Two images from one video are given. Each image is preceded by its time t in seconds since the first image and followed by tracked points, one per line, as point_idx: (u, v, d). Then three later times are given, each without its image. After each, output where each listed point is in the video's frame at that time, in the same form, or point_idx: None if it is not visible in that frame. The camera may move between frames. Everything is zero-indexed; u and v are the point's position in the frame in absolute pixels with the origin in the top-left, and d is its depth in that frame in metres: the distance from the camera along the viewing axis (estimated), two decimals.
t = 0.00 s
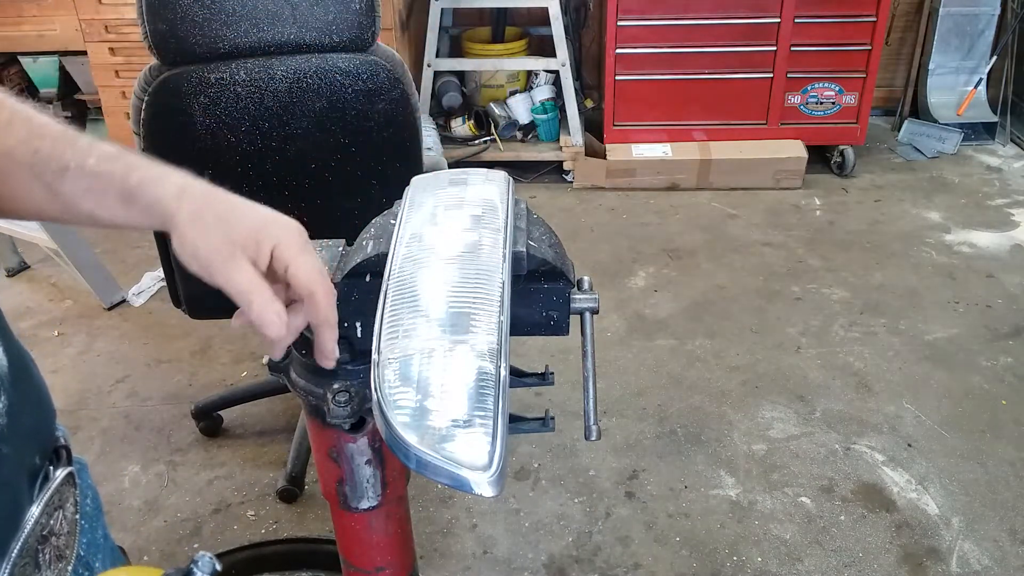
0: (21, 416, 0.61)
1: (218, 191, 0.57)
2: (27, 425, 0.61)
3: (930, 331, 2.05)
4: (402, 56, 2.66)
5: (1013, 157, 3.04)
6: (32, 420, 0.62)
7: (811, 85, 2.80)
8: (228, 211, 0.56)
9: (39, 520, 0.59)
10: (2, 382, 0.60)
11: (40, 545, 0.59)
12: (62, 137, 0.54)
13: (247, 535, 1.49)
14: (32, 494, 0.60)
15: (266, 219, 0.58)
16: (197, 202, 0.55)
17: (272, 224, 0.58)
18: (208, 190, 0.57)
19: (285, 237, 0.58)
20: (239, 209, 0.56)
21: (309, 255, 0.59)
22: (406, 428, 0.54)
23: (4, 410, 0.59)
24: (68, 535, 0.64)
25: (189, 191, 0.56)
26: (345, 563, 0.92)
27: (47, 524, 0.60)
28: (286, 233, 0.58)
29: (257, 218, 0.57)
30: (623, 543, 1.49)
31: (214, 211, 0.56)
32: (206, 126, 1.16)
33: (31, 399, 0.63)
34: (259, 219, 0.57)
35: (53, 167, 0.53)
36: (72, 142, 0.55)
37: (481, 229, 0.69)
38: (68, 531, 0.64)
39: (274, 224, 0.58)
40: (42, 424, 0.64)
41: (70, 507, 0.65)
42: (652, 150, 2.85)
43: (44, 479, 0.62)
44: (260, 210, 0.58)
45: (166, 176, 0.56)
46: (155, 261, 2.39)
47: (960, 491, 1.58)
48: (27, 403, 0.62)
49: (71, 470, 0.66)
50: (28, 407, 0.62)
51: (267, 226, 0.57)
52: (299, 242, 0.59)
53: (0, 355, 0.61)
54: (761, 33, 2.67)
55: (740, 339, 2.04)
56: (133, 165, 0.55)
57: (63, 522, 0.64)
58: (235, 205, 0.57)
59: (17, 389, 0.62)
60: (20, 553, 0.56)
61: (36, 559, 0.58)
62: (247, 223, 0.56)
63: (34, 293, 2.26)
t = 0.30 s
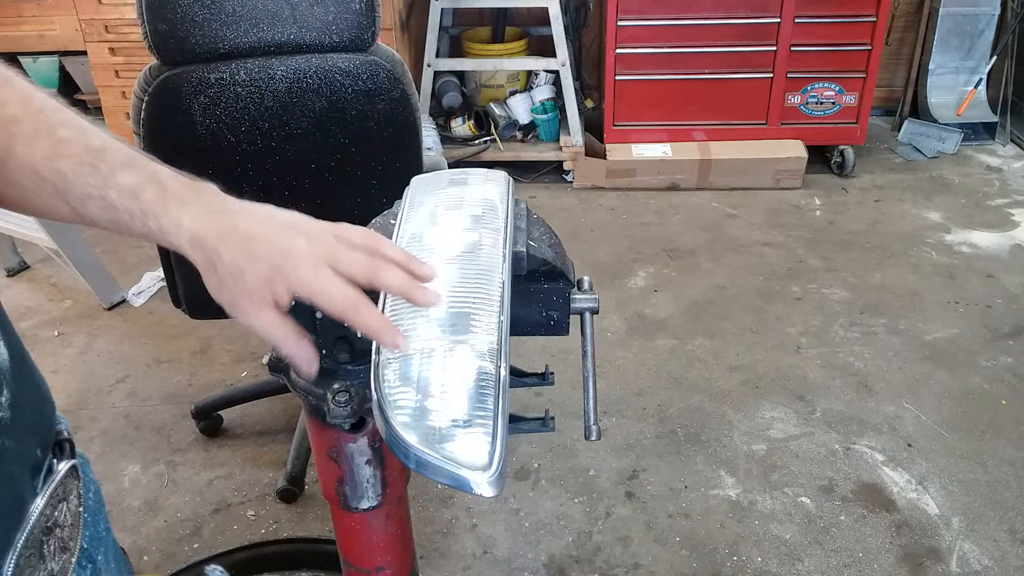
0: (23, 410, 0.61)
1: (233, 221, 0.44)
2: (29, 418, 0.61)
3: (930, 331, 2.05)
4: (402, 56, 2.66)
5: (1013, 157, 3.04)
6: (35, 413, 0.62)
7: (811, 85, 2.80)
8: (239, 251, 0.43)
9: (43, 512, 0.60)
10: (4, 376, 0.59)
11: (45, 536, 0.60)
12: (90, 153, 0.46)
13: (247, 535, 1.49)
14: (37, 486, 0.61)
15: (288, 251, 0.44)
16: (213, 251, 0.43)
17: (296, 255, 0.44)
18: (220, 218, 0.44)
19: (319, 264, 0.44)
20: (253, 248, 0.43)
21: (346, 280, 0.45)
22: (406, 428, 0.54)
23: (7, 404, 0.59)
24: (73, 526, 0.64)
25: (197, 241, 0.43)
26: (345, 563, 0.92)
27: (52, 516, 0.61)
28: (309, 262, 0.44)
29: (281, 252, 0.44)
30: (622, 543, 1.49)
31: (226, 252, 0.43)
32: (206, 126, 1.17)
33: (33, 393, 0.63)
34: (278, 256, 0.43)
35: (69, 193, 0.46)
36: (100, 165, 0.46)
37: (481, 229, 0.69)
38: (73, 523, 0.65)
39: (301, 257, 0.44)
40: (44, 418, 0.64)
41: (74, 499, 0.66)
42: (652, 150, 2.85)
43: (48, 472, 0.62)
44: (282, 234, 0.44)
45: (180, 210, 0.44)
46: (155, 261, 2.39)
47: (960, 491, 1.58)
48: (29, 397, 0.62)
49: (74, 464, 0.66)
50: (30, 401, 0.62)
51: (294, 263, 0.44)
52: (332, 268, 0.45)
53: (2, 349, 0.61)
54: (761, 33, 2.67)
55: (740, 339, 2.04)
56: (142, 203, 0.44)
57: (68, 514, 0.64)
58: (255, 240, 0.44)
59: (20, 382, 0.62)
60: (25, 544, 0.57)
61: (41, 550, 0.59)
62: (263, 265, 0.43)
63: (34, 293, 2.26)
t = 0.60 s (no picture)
0: (27, 411, 0.60)
1: (211, 344, 0.51)
2: (33, 419, 0.61)
3: (930, 331, 2.05)
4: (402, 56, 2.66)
5: (1013, 157, 3.04)
6: (38, 415, 0.62)
7: (811, 85, 2.80)
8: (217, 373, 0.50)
9: (49, 514, 0.60)
10: (7, 378, 0.59)
11: (51, 537, 0.60)
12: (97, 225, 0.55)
13: (247, 535, 1.49)
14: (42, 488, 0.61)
15: (259, 380, 0.50)
16: (194, 370, 0.51)
17: (263, 386, 0.50)
18: (200, 339, 0.51)
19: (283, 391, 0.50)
20: (227, 377, 0.50)
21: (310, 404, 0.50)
22: (406, 427, 0.54)
23: (11, 406, 0.58)
24: (77, 527, 0.65)
25: (181, 354, 0.51)
26: (345, 563, 0.92)
27: (57, 517, 0.61)
28: (273, 390, 0.50)
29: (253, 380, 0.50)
30: (623, 543, 1.49)
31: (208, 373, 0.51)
32: (206, 126, 1.17)
33: (36, 395, 0.63)
34: (248, 384, 0.50)
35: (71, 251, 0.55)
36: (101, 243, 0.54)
37: (481, 229, 0.69)
38: (78, 524, 0.65)
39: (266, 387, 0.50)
40: (48, 419, 0.64)
41: (79, 499, 0.66)
42: (652, 150, 2.85)
43: (53, 473, 0.62)
44: (252, 363, 0.50)
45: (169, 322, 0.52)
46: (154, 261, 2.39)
47: (960, 491, 1.58)
48: (34, 399, 0.62)
49: (79, 464, 0.66)
50: (33, 402, 0.62)
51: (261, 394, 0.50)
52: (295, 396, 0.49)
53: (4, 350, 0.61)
54: (761, 33, 2.67)
55: (740, 339, 2.04)
56: (134, 297, 0.53)
57: (73, 516, 0.65)
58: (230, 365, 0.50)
59: (24, 383, 0.61)
60: (30, 547, 0.57)
61: (47, 551, 0.60)
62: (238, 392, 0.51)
63: (35, 293, 2.26)
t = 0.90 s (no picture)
0: (32, 416, 0.61)
1: (252, 357, 0.50)
2: (36, 424, 0.61)
3: (931, 331, 2.05)
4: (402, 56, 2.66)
5: (1013, 157, 3.04)
6: (41, 419, 0.62)
7: (811, 85, 2.80)
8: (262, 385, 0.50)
9: (42, 523, 0.60)
10: (17, 380, 0.60)
11: (43, 547, 0.60)
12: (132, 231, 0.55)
13: (247, 535, 1.49)
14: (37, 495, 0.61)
15: (300, 396, 0.49)
16: (236, 385, 0.51)
17: (306, 402, 0.49)
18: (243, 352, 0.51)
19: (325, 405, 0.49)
20: (269, 392, 0.50)
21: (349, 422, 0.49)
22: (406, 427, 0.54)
23: (18, 407, 0.59)
24: (71, 536, 0.65)
25: (222, 367, 0.51)
26: (345, 562, 0.92)
27: (50, 527, 0.61)
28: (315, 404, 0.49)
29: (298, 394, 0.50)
30: (623, 543, 1.49)
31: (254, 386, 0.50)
32: (207, 126, 1.18)
33: (41, 399, 0.63)
34: (289, 400, 0.49)
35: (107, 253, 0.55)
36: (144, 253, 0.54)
37: (481, 229, 0.69)
38: (72, 532, 0.65)
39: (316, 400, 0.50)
40: (50, 424, 0.64)
41: (74, 508, 0.66)
42: (652, 150, 2.85)
43: (49, 481, 0.62)
44: (296, 378, 0.50)
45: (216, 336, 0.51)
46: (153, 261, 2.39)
47: (960, 491, 1.58)
48: (38, 403, 0.62)
49: (75, 473, 0.66)
50: (37, 407, 0.62)
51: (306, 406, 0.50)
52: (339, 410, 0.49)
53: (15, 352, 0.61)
54: (761, 33, 2.67)
55: (740, 339, 2.04)
56: (175, 310, 0.53)
57: (66, 524, 0.64)
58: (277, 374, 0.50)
59: (30, 387, 0.62)
60: (22, 555, 0.57)
61: (38, 560, 0.59)
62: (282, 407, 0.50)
63: (34, 293, 2.26)
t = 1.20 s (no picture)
0: (27, 418, 0.61)
1: (286, 353, 0.47)
2: (30, 426, 0.61)
3: (931, 331, 2.05)
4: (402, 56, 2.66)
5: (1013, 157, 3.04)
6: (36, 421, 0.62)
7: (811, 85, 2.80)
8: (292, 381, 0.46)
9: (32, 523, 0.59)
10: (12, 384, 0.60)
11: (33, 547, 0.59)
12: (156, 243, 0.51)
13: (247, 535, 1.49)
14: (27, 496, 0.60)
15: (333, 388, 0.45)
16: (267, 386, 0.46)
17: (340, 394, 0.45)
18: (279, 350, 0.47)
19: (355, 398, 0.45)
20: (302, 386, 0.46)
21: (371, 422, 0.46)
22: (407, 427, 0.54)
23: (14, 412, 0.59)
24: (61, 536, 0.64)
25: (255, 367, 0.47)
26: (345, 563, 0.92)
27: (40, 527, 0.60)
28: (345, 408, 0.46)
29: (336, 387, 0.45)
30: (622, 543, 1.49)
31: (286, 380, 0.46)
32: (207, 126, 1.18)
33: (36, 401, 0.63)
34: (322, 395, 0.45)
35: (127, 269, 0.50)
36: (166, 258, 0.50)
37: (481, 228, 0.69)
38: (62, 533, 0.64)
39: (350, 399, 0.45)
40: (42, 425, 0.63)
41: (63, 508, 0.65)
42: (652, 150, 2.85)
43: (39, 481, 0.61)
44: (330, 374, 0.45)
45: (246, 333, 0.48)
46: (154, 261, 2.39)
47: (960, 491, 1.58)
48: (33, 405, 0.62)
49: (65, 473, 0.66)
50: (31, 409, 0.62)
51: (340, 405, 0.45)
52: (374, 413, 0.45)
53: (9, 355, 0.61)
54: (761, 33, 2.67)
55: (740, 339, 2.04)
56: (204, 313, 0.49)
57: (56, 524, 0.64)
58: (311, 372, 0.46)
59: (25, 389, 0.62)
60: (13, 556, 0.56)
61: (28, 561, 0.58)
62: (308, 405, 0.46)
63: (34, 293, 2.26)
